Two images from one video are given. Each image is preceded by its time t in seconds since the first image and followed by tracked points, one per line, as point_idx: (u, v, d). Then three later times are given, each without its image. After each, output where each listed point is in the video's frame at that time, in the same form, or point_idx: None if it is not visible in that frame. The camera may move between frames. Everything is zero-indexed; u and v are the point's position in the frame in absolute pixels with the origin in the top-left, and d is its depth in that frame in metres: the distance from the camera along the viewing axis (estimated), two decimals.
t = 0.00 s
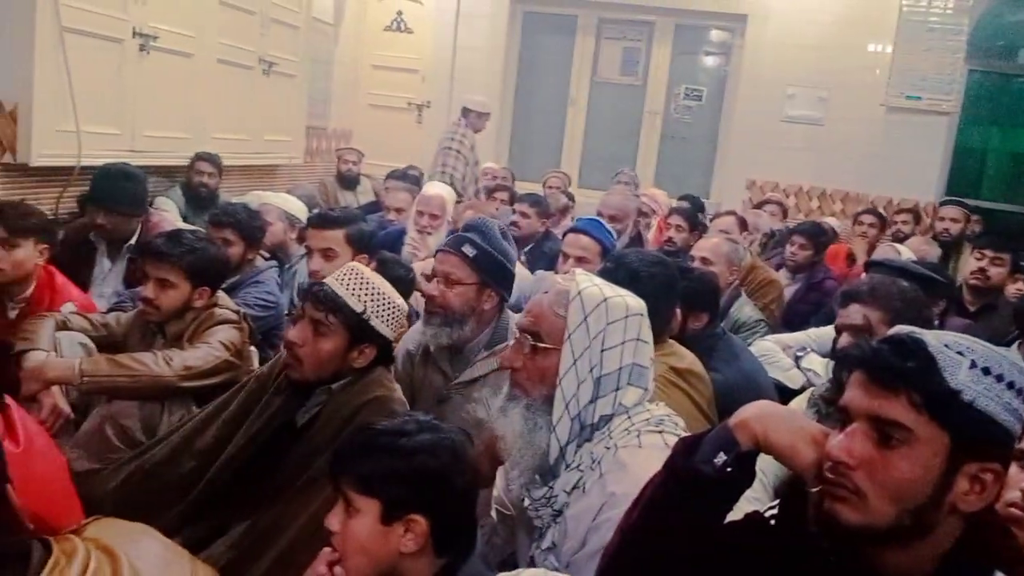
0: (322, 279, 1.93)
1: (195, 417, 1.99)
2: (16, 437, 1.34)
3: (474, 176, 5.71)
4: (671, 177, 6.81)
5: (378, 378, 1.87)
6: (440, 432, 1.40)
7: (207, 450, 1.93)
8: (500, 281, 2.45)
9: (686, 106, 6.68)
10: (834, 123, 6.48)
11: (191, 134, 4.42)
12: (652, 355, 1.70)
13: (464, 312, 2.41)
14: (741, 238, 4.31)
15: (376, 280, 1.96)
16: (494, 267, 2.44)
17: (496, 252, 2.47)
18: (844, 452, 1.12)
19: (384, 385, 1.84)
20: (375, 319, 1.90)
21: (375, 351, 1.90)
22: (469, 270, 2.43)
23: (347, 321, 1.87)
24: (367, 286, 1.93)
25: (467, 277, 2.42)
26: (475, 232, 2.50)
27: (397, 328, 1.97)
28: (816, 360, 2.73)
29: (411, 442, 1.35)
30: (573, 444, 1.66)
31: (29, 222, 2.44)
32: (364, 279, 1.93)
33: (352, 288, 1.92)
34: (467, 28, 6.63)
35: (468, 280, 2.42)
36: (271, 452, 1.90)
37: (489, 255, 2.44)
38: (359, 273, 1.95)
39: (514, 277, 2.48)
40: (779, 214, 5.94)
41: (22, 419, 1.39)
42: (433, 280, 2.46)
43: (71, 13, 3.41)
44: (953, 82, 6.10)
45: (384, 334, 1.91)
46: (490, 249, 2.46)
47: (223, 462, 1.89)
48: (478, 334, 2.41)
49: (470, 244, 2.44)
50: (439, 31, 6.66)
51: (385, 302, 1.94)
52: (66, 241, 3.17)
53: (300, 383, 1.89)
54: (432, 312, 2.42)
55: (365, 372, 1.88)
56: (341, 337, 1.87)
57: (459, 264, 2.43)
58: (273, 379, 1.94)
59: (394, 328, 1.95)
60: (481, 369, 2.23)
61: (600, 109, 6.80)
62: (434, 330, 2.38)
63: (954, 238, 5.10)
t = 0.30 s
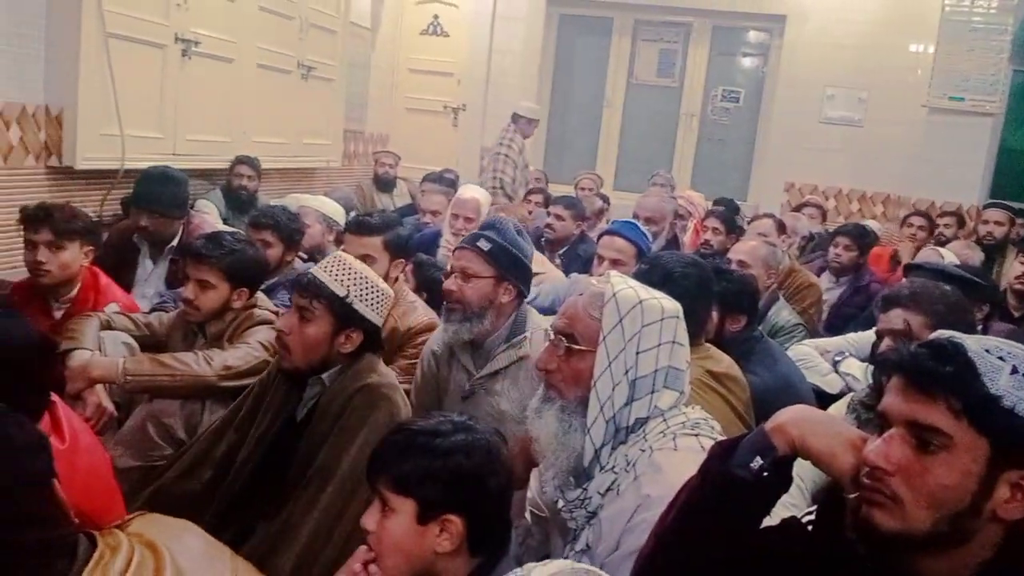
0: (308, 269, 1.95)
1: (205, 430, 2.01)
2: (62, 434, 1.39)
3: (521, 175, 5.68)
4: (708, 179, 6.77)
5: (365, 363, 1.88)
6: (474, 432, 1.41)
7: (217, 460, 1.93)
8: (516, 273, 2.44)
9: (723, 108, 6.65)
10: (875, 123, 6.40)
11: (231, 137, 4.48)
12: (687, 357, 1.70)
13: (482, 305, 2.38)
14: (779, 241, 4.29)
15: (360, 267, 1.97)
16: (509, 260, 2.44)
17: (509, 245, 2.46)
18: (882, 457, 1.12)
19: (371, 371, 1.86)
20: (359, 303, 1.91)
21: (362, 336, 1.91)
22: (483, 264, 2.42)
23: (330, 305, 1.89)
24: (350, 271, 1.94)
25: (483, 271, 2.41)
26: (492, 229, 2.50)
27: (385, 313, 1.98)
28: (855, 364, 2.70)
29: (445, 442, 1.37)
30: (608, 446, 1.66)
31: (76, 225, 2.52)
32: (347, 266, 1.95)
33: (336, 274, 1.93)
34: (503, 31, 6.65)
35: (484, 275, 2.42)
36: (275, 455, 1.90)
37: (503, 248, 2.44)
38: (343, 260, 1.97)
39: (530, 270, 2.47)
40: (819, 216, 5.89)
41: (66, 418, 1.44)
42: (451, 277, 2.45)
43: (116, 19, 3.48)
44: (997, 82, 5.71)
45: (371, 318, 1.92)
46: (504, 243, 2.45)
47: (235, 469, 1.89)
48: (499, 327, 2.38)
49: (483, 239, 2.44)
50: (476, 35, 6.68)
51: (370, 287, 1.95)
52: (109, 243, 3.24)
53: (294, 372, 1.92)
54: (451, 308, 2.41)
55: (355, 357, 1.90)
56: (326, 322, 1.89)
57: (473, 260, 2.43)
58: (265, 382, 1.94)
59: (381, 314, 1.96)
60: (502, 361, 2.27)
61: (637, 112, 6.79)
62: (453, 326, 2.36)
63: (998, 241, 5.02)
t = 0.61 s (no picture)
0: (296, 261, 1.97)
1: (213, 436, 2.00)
2: (104, 430, 1.42)
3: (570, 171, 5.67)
4: (744, 181, 6.73)
5: (358, 352, 1.89)
6: (507, 432, 1.42)
7: (227, 468, 1.92)
8: (554, 268, 2.47)
9: (761, 109, 6.60)
10: (916, 124, 6.30)
11: (269, 140, 4.54)
12: (723, 360, 1.68)
13: (523, 299, 2.40)
14: (816, 243, 4.25)
15: (348, 257, 1.99)
16: (548, 255, 2.47)
17: (547, 241, 2.50)
18: (922, 465, 1.10)
19: (360, 360, 1.87)
20: (348, 291, 1.92)
21: (352, 324, 1.92)
22: (522, 259, 2.45)
23: (320, 295, 1.90)
24: (339, 262, 1.96)
25: (523, 265, 2.44)
26: (531, 227, 2.54)
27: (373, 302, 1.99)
28: (895, 369, 2.67)
29: (478, 443, 1.37)
30: (641, 448, 1.66)
31: (119, 227, 2.57)
32: (334, 257, 1.96)
33: (324, 265, 1.94)
34: (539, 33, 6.65)
35: (524, 269, 2.44)
36: (280, 454, 1.89)
37: (542, 244, 2.47)
38: (332, 251, 1.98)
39: (567, 265, 2.50)
40: (858, 218, 5.83)
41: (109, 414, 1.48)
42: (490, 274, 2.47)
43: (158, 24, 3.55)
44: None
45: (359, 306, 1.93)
46: (543, 239, 2.49)
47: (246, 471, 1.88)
48: (539, 321, 2.40)
49: (521, 235, 2.48)
50: (512, 37, 6.70)
51: (359, 276, 1.97)
52: (151, 244, 3.30)
53: (285, 364, 1.92)
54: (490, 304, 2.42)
55: (347, 346, 1.91)
56: (317, 310, 1.89)
57: (512, 255, 2.46)
58: (261, 381, 1.93)
59: (369, 301, 1.97)
60: (542, 353, 2.30)
61: (673, 113, 6.76)
62: (495, 321, 2.37)
63: None
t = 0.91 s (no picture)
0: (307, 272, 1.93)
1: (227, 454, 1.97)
2: (138, 426, 1.45)
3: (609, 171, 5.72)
4: (774, 182, 6.68)
5: (367, 368, 1.84)
6: (534, 433, 1.42)
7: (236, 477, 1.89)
8: (607, 269, 2.48)
9: (791, 109, 6.55)
10: (950, 124, 6.22)
11: (299, 141, 4.58)
12: (751, 362, 1.68)
13: (573, 295, 2.42)
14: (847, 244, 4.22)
15: (359, 269, 1.95)
16: (603, 254, 2.48)
17: (603, 241, 2.51)
18: (954, 470, 1.08)
19: (371, 376, 1.82)
20: (357, 305, 1.88)
21: (360, 339, 1.87)
22: (578, 256, 2.46)
23: (329, 307, 1.86)
24: (351, 276, 1.92)
25: (577, 262, 2.45)
26: (586, 225, 2.56)
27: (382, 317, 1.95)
28: (927, 372, 2.64)
29: (505, 443, 1.38)
30: (668, 451, 1.66)
31: (150, 226, 2.59)
32: (346, 270, 1.93)
33: (335, 277, 1.91)
34: (567, 35, 6.65)
35: (578, 266, 2.45)
36: (295, 465, 1.86)
37: (598, 243, 2.49)
38: (343, 265, 1.95)
39: (621, 266, 2.52)
40: (889, 220, 5.77)
41: (142, 411, 1.50)
42: (543, 267, 2.49)
43: (191, 27, 3.59)
44: None
45: (369, 321, 1.88)
46: (600, 239, 2.51)
47: (256, 489, 1.84)
48: (584, 318, 2.42)
49: (579, 232, 2.51)
50: (540, 38, 6.70)
51: (369, 292, 1.94)
52: (183, 244, 3.35)
53: (292, 375, 1.88)
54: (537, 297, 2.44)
55: (357, 360, 1.87)
56: (326, 323, 1.85)
57: (568, 251, 2.48)
58: (272, 395, 1.90)
59: (379, 315, 1.92)
60: (580, 350, 2.32)
61: (701, 114, 6.72)
62: (542, 312, 2.39)
63: None
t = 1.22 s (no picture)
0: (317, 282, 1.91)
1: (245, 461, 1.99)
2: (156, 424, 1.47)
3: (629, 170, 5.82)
4: (791, 182, 6.66)
5: (378, 381, 1.84)
6: (548, 433, 1.42)
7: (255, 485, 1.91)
8: (633, 270, 2.50)
9: (809, 109, 6.52)
10: (970, 125, 6.16)
11: (317, 142, 4.60)
12: (768, 365, 1.67)
13: (600, 296, 2.44)
14: (865, 245, 4.20)
15: (370, 279, 1.93)
16: (630, 256, 2.50)
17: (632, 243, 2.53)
18: (970, 472, 1.08)
19: (380, 393, 1.81)
20: (369, 317, 1.87)
21: (372, 352, 1.87)
22: (606, 257, 2.49)
23: (341, 320, 1.84)
24: (361, 287, 1.90)
25: (605, 263, 2.48)
26: (615, 226, 2.58)
27: (394, 327, 1.93)
28: (946, 374, 2.62)
29: (519, 444, 1.38)
30: (684, 453, 1.66)
31: (166, 226, 2.61)
32: (359, 282, 1.90)
33: (346, 289, 1.89)
34: (584, 35, 6.64)
35: (605, 267, 2.48)
36: (316, 473, 1.87)
37: (627, 245, 2.51)
38: (353, 274, 1.93)
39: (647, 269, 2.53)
40: (908, 220, 5.73)
41: (162, 410, 1.53)
42: (572, 268, 2.52)
43: (210, 29, 3.61)
44: None
45: (381, 334, 1.87)
46: (628, 241, 2.53)
47: (274, 502, 1.86)
48: (609, 320, 2.42)
49: (609, 233, 2.53)
50: (557, 38, 6.71)
51: (378, 300, 1.92)
52: (201, 244, 3.38)
53: (303, 388, 1.87)
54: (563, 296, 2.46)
55: (369, 373, 1.86)
56: (337, 337, 1.84)
57: (596, 252, 2.50)
58: (283, 417, 1.90)
59: (391, 326, 1.91)
60: (604, 351, 2.32)
61: (718, 114, 6.70)
62: (568, 312, 2.40)
63: None
